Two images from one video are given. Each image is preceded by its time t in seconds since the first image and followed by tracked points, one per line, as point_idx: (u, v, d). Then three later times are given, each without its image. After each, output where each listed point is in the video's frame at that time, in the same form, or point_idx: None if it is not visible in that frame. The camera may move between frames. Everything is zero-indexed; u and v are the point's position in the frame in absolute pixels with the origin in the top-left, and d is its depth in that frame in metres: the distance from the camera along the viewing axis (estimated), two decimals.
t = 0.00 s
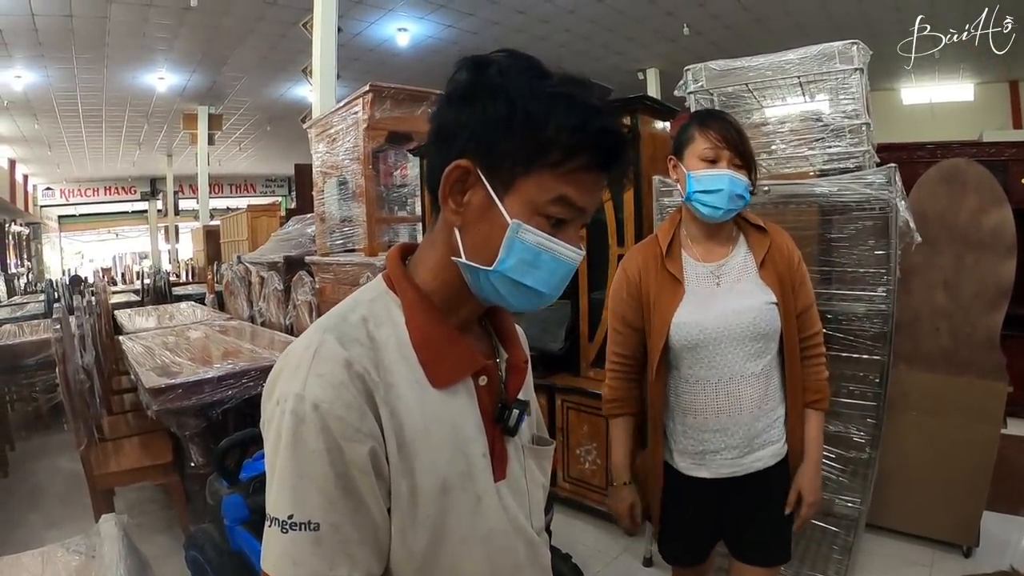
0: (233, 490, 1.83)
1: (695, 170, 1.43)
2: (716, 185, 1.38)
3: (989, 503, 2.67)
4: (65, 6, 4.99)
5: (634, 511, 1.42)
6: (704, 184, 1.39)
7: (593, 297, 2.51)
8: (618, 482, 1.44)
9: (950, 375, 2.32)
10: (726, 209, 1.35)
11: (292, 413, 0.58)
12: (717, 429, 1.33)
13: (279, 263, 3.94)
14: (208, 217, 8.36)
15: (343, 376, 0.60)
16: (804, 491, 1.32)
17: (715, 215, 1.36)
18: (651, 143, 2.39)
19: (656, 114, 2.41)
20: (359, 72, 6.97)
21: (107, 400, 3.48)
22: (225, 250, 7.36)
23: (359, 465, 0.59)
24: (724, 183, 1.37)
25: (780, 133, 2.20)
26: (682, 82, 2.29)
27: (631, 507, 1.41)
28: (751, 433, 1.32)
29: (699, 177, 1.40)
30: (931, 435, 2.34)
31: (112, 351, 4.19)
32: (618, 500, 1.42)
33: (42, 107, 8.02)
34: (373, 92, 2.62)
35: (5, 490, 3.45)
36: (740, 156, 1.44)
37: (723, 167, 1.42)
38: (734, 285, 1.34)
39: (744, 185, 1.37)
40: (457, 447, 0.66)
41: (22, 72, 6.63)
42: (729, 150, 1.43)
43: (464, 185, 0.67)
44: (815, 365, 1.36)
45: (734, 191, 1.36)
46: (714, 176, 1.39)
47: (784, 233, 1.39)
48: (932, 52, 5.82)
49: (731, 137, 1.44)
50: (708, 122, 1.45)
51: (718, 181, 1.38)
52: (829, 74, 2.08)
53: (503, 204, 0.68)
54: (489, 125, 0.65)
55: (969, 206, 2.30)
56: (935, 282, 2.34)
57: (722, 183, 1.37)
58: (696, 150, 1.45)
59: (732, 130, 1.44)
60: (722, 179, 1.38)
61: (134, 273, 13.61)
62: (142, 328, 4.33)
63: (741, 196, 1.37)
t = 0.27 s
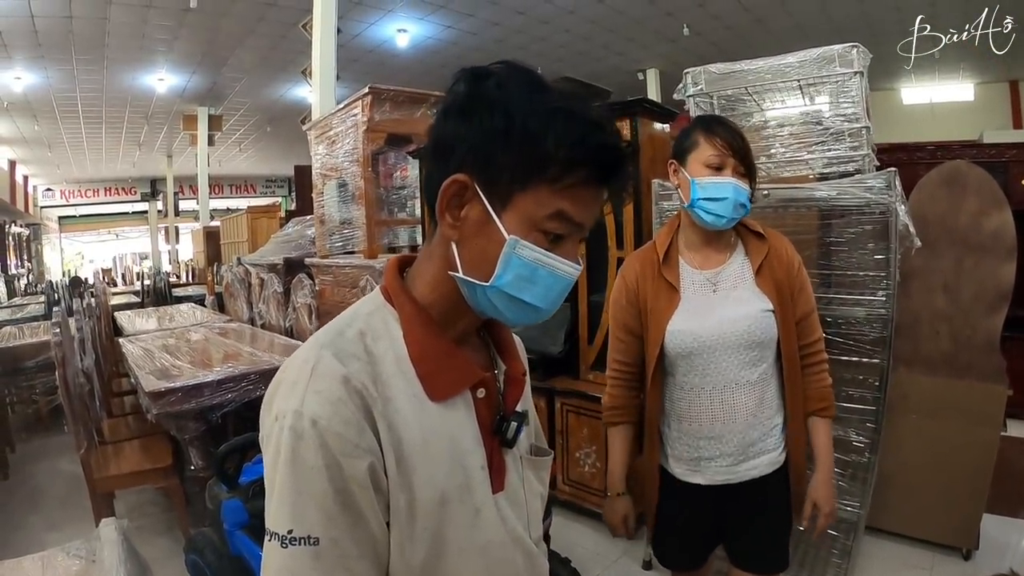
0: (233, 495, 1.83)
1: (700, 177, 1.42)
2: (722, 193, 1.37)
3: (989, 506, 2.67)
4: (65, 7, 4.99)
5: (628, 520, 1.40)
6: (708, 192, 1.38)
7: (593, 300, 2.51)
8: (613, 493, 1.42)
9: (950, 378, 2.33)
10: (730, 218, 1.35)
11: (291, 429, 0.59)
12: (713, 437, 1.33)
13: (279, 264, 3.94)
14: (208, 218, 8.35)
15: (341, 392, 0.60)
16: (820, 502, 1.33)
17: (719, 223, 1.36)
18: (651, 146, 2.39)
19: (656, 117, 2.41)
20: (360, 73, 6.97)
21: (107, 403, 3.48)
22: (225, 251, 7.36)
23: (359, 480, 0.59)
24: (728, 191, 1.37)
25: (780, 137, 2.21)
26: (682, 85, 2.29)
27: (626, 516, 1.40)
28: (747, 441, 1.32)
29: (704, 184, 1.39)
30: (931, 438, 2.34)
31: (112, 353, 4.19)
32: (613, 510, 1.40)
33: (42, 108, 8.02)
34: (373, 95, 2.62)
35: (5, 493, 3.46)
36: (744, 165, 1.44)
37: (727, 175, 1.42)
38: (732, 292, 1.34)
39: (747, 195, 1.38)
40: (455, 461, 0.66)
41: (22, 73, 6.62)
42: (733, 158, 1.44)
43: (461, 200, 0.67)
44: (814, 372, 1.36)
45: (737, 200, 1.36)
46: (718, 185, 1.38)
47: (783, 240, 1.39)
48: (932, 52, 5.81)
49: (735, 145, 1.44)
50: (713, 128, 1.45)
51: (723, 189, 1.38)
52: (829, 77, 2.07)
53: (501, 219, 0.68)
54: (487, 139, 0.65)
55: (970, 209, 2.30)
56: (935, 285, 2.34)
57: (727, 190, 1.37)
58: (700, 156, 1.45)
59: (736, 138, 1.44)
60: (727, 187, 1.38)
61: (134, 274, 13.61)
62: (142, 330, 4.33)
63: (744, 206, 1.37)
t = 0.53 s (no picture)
0: (233, 495, 1.83)
1: (693, 175, 1.42)
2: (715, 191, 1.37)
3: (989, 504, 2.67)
4: (64, 7, 4.99)
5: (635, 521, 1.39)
6: (702, 189, 1.38)
7: (593, 300, 2.51)
8: (621, 494, 1.41)
9: (951, 377, 2.32)
10: (725, 215, 1.35)
11: (295, 423, 0.58)
12: (712, 435, 1.33)
13: (278, 264, 3.94)
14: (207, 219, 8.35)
15: (344, 385, 0.60)
16: (825, 501, 1.33)
17: (715, 221, 1.36)
18: (650, 145, 2.40)
19: (655, 116, 2.41)
20: (359, 73, 6.97)
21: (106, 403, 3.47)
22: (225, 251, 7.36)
23: (365, 472, 0.59)
24: (722, 189, 1.37)
25: (780, 135, 2.20)
26: (681, 84, 2.29)
27: (632, 518, 1.39)
28: (747, 439, 1.32)
29: (697, 182, 1.39)
30: (931, 436, 2.34)
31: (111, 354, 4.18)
32: (619, 512, 1.39)
33: (41, 109, 8.01)
34: (372, 95, 2.62)
35: (5, 493, 3.45)
36: (737, 161, 1.44)
37: (721, 172, 1.42)
38: (731, 290, 1.34)
39: (742, 191, 1.38)
40: (455, 456, 0.66)
41: (21, 74, 6.62)
42: (727, 155, 1.44)
43: (458, 194, 0.66)
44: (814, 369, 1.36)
45: (732, 197, 1.37)
46: (712, 182, 1.38)
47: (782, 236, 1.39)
48: (931, 52, 5.82)
49: (729, 142, 1.44)
50: (707, 126, 1.45)
51: (717, 186, 1.38)
52: (828, 76, 2.08)
53: (498, 215, 0.68)
54: (485, 134, 0.64)
55: (969, 208, 2.30)
56: (934, 283, 2.34)
57: (721, 188, 1.37)
58: (694, 155, 1.45)
59: (731, 135, 1.44)
60: (721, 184, 1.38)
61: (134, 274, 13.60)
62: (142, 330, 4.33)
63: (739, 202, 1.37)
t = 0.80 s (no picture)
0: (229, 491, 1.81)
1: (690, 163, 1.40)
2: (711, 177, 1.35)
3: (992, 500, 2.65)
4: (63, 7, 4.97)
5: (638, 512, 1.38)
6: (698, 176, 1.37)
7: (593, 294, 2.49)
8: (622, 484, 1.40)
9: (953, 371, 2.30)
10: (720, 202, 1.33)
11: (289, 388, 0.56)
12: (714, 424, 1.31)
13: (278, 262, 3.92)
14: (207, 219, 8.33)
15: (333, 348, 0.58)
16: (801, 488, 1.28)
17: (712, 208, 1.34)
18: (650, 138, 2.38)
19: (654, 109, 2.39)
20: (359, 73, 6.96)
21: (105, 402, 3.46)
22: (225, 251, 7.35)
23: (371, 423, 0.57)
24: (718, 176, 1.35)
25: (780, 126, 2.18)
26: (681, 76, 2.27)
27: (634, 508, 1.38)
28: (749, 428, 1.30)
29: (695, 170, 1.38)
30: (934, 431, 2.32)
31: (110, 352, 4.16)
32: (621, 503, 1.38)
33: (41, 109, 7.99)
34: (370, 91, 2.60)
35: (3, 492, 3.43)
36: (735, 148, 1.42)
37: (718, 159, 1.40)
38: (733, 277, 1.32)
39: (740, 177, 1.35)
40: (445, 431, 0.64)
41: (20, 74, 6.61)
42: (724, 141, 1.41)
43: (437, 163, 0.65)
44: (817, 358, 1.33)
45: (728, 183, 1.34)
46: (709, 169, 1.36)
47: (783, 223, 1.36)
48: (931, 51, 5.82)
49: (727, 128, 1.41)
50: (704, 113, 1.42)
51: (714, 174, 1.35)
52: (828, 66, 2.06)
53: (473, 182, 0.66)
54: (462, 100, 0.63)
55: (970, 200, 2.28)
56: (935, 275, 2.32)
57: (717, 175, 1.35)
58: (691, 142, 1.43)
59: (728, 120, 1.42)
60: (717, 171, 1.35)
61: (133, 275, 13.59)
62: (141, 328, 4.31)
63: (736, 188, 1.34)
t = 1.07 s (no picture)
0: (227, 494, 1.78)
1: (695, 163, 1.38)
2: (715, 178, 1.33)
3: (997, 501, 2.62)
4: (63, 8, 4.96)
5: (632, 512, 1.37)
6: (702, 177, 1.34)
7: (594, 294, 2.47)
8: (616, 485, 1.38)
9: (958, 372, 2.27)
10: (724, 203, 1.30)
11: (290, 395, 0.54)
12: (714, 428, 1.29)
13: (277, 263, 3.90)
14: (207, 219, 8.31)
15: (335, 352, 0.56)
16: (816, 498, 1.26)
17: (716, 208, 1.31)
18: (652, 136, 2.35)
19: (656, 107, 2.37)
20: (359, 73, 6.95)
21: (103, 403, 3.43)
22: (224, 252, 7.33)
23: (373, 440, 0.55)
24: (722, 176, 1.32)
25: (785, 124, 2.15)
26: (684, 74, 2.24)
27: (627, 508, 1.36)
28: (750, 431, 1.27)
29: (699, 171, 1.35)
30: (939, 432, 2.29)
31: (109, 353, 4.14)
32: (615, 502, 1.37)
33: (40, 110, 7.97)
34: (370, 90, 2.58)
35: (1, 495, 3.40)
36: (740, 146, 1.39)
37: (722, 159, 1.37)
38: (735, 278, 1.29)
39: (744, 177, 1.32)
40: (451, 437, 0.61)
41: (19, 75, 6.59)
42: (728, 139, 1.39)
43: (437, 156, 0.63)
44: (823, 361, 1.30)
45: (732, 184, 1.31)
46: (712, 169, 1.34)
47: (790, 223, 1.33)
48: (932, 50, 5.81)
49: (731, 127, 1.39)
50: (708, 111, 1.40)
51: (718, 175, 1.33)
52: (833, 63, 2.04)
53: (476, 173, 0.63)
54: (462, 89, 0.61)
55: (975, 198, 2.26)
56: (941, 275, 2.29)
57: (721, 176, 1.32)
58: (696, 141, 1.41)
59: (733, 119, 1.39)
60: (722, 172, 1.33)
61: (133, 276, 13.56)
62: (140, 330, 4.29)
63: (741, 189, 1.31)
